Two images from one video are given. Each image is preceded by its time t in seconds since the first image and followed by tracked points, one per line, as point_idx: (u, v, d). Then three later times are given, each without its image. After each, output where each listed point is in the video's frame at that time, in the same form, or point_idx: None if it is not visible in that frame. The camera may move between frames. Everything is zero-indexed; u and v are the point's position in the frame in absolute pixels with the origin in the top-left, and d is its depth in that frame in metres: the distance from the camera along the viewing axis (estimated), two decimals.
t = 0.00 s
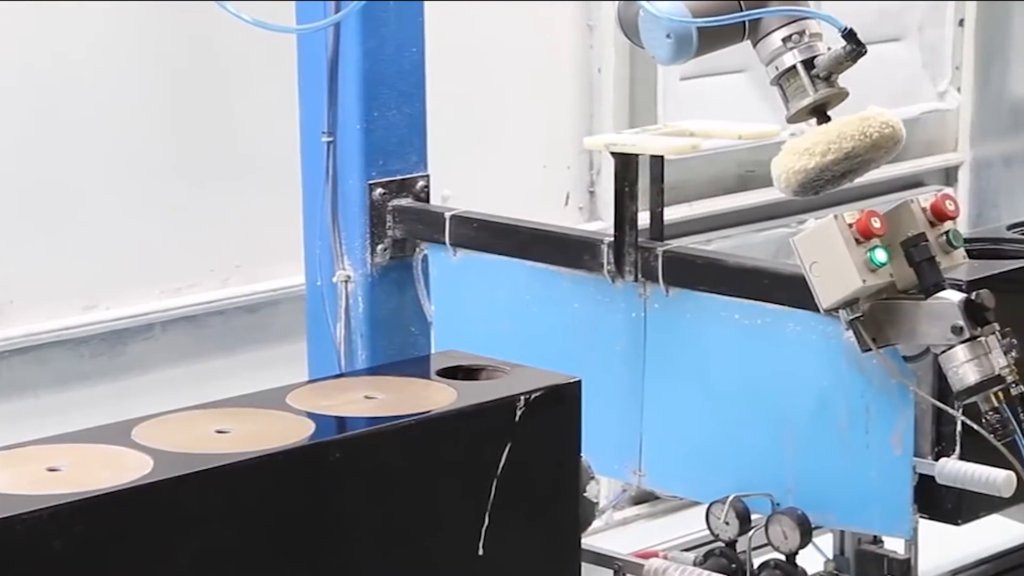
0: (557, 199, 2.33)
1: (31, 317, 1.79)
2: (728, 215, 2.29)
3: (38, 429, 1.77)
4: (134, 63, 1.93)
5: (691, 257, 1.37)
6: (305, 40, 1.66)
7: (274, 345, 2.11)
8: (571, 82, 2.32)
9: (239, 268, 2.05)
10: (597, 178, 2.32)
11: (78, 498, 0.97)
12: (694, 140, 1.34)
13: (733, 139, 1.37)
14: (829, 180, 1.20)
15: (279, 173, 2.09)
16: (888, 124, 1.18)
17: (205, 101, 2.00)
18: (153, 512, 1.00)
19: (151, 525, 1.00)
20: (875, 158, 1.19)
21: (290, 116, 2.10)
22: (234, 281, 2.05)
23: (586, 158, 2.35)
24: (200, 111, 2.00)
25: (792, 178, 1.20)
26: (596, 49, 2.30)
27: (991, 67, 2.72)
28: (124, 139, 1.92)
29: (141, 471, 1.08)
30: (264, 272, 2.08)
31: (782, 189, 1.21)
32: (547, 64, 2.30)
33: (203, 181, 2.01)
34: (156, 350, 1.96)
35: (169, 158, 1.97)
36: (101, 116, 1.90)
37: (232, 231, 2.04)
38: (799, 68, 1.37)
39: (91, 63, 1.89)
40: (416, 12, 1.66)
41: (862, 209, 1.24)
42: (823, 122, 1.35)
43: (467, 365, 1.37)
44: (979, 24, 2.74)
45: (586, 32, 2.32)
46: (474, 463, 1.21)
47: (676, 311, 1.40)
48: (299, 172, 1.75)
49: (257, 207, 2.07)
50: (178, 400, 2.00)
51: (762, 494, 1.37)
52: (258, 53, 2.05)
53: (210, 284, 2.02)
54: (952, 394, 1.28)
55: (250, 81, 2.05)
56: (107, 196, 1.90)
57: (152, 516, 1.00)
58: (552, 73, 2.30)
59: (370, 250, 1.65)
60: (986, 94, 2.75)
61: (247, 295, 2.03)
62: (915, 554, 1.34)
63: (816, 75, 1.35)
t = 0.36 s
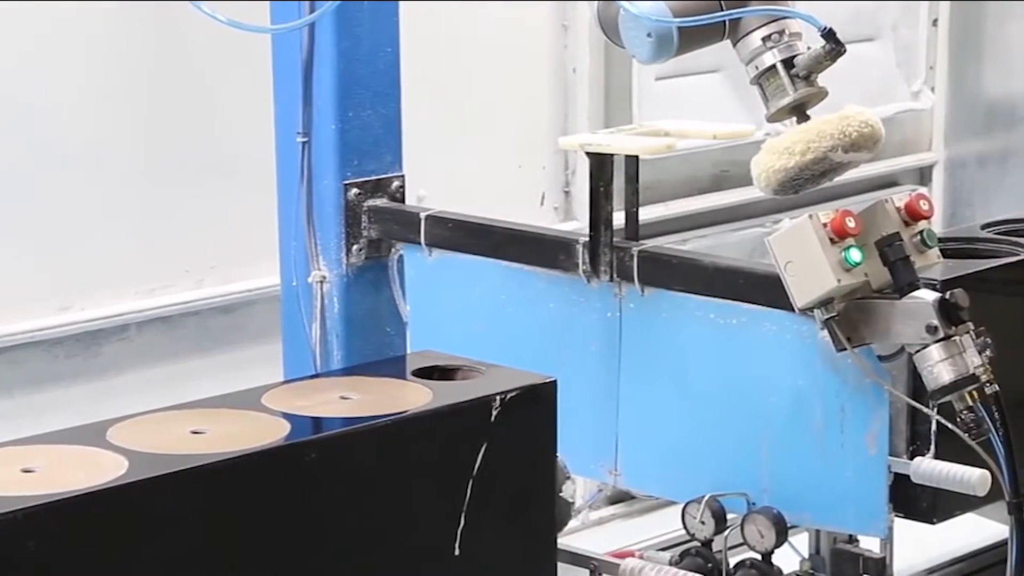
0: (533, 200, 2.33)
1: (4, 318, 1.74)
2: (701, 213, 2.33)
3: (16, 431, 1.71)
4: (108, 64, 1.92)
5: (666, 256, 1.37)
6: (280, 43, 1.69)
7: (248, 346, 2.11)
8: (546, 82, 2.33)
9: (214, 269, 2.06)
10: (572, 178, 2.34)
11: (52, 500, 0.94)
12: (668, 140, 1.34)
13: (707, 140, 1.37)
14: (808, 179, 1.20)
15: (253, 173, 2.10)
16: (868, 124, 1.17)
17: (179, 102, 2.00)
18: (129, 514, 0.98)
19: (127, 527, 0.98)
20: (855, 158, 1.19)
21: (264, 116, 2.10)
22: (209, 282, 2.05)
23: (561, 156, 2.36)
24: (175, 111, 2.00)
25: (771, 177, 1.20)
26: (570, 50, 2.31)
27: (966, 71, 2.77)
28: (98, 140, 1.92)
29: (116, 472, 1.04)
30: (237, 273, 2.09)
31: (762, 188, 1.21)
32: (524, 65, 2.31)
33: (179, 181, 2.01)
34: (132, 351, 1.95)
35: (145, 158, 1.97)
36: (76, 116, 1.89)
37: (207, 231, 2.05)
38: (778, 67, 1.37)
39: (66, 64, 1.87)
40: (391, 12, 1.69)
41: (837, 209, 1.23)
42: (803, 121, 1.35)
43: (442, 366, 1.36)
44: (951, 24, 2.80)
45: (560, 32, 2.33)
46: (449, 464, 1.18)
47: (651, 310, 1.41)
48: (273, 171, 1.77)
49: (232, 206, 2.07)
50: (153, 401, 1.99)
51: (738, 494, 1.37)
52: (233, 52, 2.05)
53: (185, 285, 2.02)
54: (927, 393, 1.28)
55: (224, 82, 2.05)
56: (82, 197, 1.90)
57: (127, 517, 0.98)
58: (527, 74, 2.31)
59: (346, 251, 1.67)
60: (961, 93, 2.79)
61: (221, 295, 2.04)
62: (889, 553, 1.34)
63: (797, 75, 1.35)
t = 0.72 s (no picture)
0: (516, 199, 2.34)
1: None
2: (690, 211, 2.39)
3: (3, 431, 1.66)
4: (87, 65, 1.92)
5: (649, 256, 1.37)
6: (263, 43, 1.70)
7: (230, 346, 2.11)
8: (530, 82, 2.33)
9: (197, 270, 2.06)
10: (557, 177, 2.35)
11: (38, 500, 0.94)
12: (652, 140, 1.35)
13: (690, 139, 1.38)
14: (792, 178, 1.20)
15: (239, 174, 2.10)
16: (850, 124, 1.17)
17: (159, 103, 2.00)
18: (113, 514, 0.97)
19: (112, 528, 0.97)
20: (838, 157, 1.18)
21: (245, 117, 2.09)
22: (190, 283, 2.05)
23: (544, 156, 2.36)
24: (155, 112, 1.99)
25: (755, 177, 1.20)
26: (554, 49, 2.32)
27: (948, 71, 2.84)
28: (78, 142, 1.91)
29: (98, 472, 1.02)
30: (219, 273, 2.08)
31: (745, 188, 1.21)
32: (509, 65, 2.31)
33: (159, 182, 2.01)
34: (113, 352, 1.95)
35: (127, 160, 1.97)
36: (56, 118, 1.88)
37: (189, 232, 2.04)
38: (761, 67, 1.37)
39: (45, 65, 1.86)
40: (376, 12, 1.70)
41: (820, 209, 1.23)
42: (785, 121, 1.35)
43: (426, 365, 1.33)
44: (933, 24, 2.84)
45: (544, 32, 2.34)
46: (433, 464, 1.16)
47: (634, 310, 1.41)
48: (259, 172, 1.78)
49: (214, 207, 2.07)
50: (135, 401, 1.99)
51: (720, 493, 1.36)
52: (213, 53, 2.04)
53: (168, 286, 2.03)
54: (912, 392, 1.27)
55: (205, 82, 2.04)
56: (62, 199, 1.89)
57: (112, 518, 0.97)
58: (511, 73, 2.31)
59: (329, 251, 1.68)
60: (943, 94, 2.85)
61: (201, 296, 2.03)
62: (873, 552, 1.34)
63: (779, 75, 1.36)
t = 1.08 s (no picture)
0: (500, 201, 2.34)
1: None
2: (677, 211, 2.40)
3: None
4: (72, 65, 1.92)
5: (635, 256, 1.38)
6: (248, 43, 1.70)
7: (216, 346, 2.11)
8: (514, 81, 2.33)
9: (181, 270, 2.06)
10: (540, 177, 2.34)
11: (23, 502, 0.93)
12: (636, 140, 1.35)
13: (675, 139, 1.39)
14: (776, 179, 1.20)
15: (224, 174, 2.11)
16: (835, 123, 1.17)
17: (142, 104, 2.01)
18: (96, 517, 0.96)
19: (94, 531, 0.96)
20: (823, 157, 1.18)
21: (230, 117, 2.11)
22: (175, 283, 2.06)
23: (528, 155, 2.36)
24: (137, 113, 2.00)
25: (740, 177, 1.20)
26: (538, 49, 2.32)
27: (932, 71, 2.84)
28: (63, 141, 1.91)
29: (82, 472, 1.01)
30: (202, 274, 2.09)
31: (731, 188, 1.21)
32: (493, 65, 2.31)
33: (142, 183, 2.01)
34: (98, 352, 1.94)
35: (110, 160, 1.97)
36: (40, 117, 1.88)
37: (172, 232, 2.05)
38: (745, 67, 1.39)
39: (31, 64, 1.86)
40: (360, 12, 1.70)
41: (804, 209, 1.23)
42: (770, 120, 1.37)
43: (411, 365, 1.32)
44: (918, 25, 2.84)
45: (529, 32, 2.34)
46: (419, 465, 1.15)
47: (619, 310, 1.41)
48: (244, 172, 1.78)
49: (197, 207, 2.08)
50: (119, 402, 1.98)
51: (706, 493, 1.36)
52: (197, 54, 2.06)
53: (153, 286, 2.03)
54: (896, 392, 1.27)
55: (190, 82, 2.06)
56: (49, 197, 1.89)
57: (95, 520, 0.96)
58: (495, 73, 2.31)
59: (314, 251, 1.68)
60: (926, 93, 2.86)
61: (186, 296, 2.04)
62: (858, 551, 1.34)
63: (764, 75, 1.37)
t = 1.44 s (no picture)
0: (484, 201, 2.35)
1: None
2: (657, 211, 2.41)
3: None
4: (55, 66, 1.92)
5: (619, 256, 1.38)
6: (232, 42, 1.70)
7: (201, 347, 2.11)
8: (499, 81, 2.34)
9: (167, 270, 2.07)
10: (526, 177, 2.35)
11: (8, 502, 0.93)
12: (621, 140, 1.35)
13: (659, 139, 1.39)
14: (738, 181, 1.22)
15: (208, 174, 2.12)
16: (796, 127, 1.19)
17: (125, 104, 2.01)
18: (80, 517, 0.96)
19: (79, 530, 0.96)
20: (784, 159, 1.20)
21: (214, 118, 2.11)
22: (161, 283, 2.06)
23: (513, 155, 2.37)
24: (121, 114, 2.00)
25: (703, 180, 1.23)
26: (522, 48, 2.33)
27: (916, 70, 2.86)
28: (47, 142, 1.91)
29: (67, 472, 1.01)
30: (187, 276, 2.10)
31: (694, 191, 1.23)
32: (478, 65, 2.31)
33: (126, 184, 2.01)
34: (83, 353, 1.94)
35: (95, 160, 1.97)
36: (23, 119, 1.87)
37: (157, 233, 2.06)
38: (707, 70, 1.40)
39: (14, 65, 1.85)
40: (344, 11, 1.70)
41: (789, 209, 1.24)
42: (731, 123, 1.37)
43: (395, 365, 1.32)
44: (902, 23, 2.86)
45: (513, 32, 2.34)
46: (403, 466, 1.15)
47: (603, 310, 1.42)
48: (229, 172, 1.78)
49: (182, 207, 2.08)
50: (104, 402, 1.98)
51: (690, 492, 1.36)
52: (180, 54, 2.06)
53: (139, 286, 2.03)
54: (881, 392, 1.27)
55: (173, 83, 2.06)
56: (32, 198, 1.88)
57: (78, 521, 0.96)
58: (480, 73, 2.32)
59: (299, 251, 1.68)
60: (910, 93, 2.88)
61: (171, 296, 2.04)
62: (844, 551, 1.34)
63: (725, 77, 1.38)
